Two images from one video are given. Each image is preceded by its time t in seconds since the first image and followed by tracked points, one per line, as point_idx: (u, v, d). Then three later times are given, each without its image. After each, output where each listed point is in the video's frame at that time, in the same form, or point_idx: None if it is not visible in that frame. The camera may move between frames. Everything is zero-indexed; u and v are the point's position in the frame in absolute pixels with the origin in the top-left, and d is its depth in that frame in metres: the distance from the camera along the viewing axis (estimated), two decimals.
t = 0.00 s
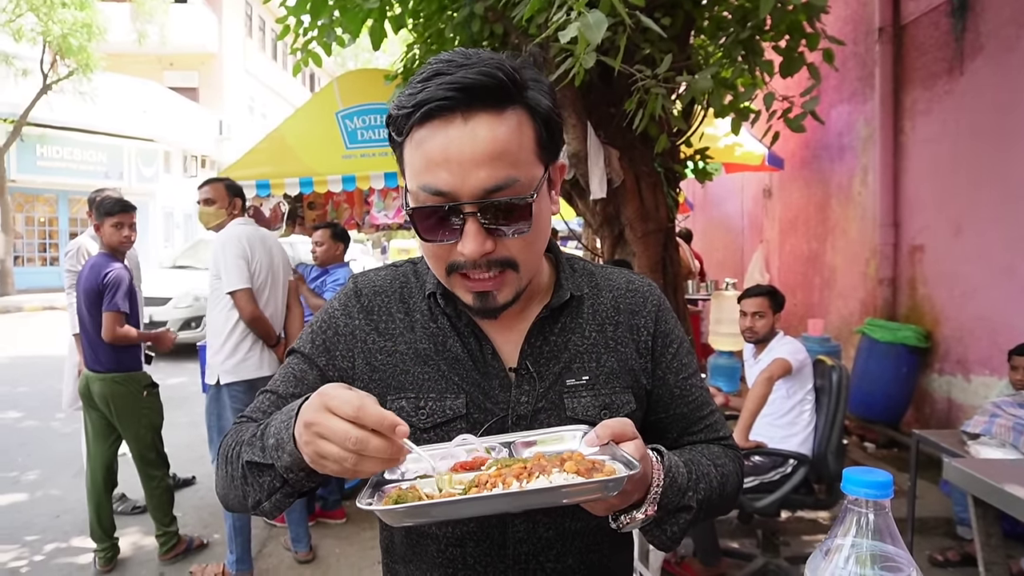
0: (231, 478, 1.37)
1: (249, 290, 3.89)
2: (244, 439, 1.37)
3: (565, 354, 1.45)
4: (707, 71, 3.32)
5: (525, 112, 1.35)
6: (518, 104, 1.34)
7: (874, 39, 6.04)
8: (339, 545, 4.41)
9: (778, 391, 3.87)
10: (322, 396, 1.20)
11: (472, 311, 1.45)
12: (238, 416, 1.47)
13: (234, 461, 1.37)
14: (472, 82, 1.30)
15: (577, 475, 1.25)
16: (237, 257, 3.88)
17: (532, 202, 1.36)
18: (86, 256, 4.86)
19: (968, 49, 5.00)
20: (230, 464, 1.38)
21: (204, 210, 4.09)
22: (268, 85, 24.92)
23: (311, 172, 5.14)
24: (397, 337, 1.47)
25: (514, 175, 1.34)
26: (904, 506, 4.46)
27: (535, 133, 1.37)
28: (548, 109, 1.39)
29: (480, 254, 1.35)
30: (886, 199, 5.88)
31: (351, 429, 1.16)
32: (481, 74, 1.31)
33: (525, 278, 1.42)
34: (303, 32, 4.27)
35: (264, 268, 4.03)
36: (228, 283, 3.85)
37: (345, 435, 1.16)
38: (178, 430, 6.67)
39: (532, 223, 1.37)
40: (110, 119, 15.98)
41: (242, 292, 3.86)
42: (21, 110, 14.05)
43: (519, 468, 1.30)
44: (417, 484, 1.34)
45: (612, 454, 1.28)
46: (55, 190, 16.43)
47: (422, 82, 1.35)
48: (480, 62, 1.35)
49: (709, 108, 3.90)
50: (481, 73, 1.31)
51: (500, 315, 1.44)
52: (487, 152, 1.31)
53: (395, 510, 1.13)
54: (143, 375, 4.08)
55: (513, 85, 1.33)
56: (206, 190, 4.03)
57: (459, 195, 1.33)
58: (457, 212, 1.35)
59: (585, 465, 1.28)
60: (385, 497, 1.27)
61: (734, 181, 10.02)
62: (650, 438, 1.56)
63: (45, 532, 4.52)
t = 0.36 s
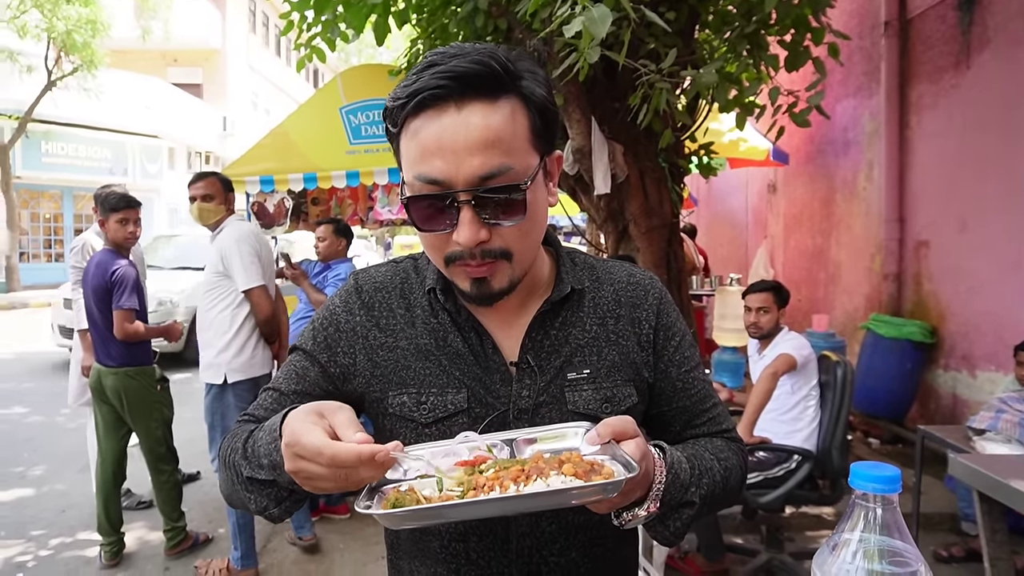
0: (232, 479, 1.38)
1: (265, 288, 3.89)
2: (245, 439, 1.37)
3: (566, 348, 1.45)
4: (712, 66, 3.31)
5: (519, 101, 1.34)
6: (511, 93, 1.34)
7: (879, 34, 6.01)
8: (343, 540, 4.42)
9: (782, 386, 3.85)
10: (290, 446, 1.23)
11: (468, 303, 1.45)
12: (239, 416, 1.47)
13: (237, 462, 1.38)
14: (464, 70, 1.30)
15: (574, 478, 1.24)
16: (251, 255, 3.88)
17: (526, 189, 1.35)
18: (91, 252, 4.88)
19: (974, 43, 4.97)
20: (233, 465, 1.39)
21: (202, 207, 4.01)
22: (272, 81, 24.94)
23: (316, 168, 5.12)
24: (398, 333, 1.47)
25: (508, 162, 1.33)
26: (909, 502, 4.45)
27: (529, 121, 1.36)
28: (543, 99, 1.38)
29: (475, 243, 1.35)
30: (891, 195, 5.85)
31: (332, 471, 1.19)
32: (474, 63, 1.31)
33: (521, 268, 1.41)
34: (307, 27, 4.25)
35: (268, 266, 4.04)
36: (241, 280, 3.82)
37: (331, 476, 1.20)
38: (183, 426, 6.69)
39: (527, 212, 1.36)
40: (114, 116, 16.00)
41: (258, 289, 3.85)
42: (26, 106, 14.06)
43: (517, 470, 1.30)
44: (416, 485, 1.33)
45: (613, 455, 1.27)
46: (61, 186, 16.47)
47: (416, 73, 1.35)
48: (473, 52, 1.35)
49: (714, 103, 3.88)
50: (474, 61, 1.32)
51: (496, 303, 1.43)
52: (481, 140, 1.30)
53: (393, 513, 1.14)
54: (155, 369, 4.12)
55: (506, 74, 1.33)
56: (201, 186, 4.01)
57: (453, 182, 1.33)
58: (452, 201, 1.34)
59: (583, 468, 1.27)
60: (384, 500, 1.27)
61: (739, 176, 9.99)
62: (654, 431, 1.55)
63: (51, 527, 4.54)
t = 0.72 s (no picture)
0: (226, 484, 1.38)
1: (260, 300, 3.93)
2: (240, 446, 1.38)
3: (563, 356, 1.45)
4: (711, 72, 3.32)
5: (513, 108, 1.34)
6: (506, 100, 1.34)
7: (877, 41, 6.03)
8: (341, 546, 4.41)
9: (781, 393, 3.87)
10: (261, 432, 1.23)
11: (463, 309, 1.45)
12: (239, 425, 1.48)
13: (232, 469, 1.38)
14: (457, 78, 1.30)
15: (582, 494, 1.24)
16: (246, 265, 3.90)
17: (517, 196, 1.35)
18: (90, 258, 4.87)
19: (972, 50, 4.99)
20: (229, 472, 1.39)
21: (195, 212, 3.99)
22: (271, 86, 25.00)
23: (314, 173, 5.14)
24: (394, 340, 1.47)
25: (500, 169, 1.33)
26: (908, 509, 4.45)
27: (524, 129, 1.36)
28: (538, 106, 1.38)
29: (466, 249, 1.34)
30: (889, 201, 5.86)
31: (300, 454, 1.20)
32: (467, 71, 1.32)
33: (514, 275, 1.41)
34: (306, 33, 4.26)
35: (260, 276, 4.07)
36: (237, 290, 3.83)
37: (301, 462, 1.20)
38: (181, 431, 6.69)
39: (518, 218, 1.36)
40: (113, 120, 15.98)
41: (254, 301, 3.89)
42: (25, 111, 14.04)
43: (524, 485, 1.29)
44: (419, 493, 1.33)
45: (618, 469, 1.29)
46: (60, 191, 16.46)
47: (411, 79, 1.36)
48: (468, 59, 1.35)
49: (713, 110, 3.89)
50: (467, 69, 1.32)
51: (488, 308, 1.43)
52: (474, 147, 1.31)
53: (398, 525, 1.13)
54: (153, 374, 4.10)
55: (501, 81, 1.34)
56: (194, 190, 3.99)
57: (445, 189, 1.33)
58: (444, 208, 1.34)
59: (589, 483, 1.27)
60: (388, 510, 1.25)
61: (737, 182, 10.01)
62: (653, 439, 1.55)
63: (48, 533, 4.52)
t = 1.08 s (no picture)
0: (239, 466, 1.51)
1: (254, 298, 3.90)
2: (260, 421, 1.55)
3: (568, 354, 1.45)
4: (712, 68, 3.30)
5: (529, 106, 1.34)
6: (522, 96, 1.33)
7: (880, 36, 6.01)
8: (343, 543, 4.41)
9: (783, 389, 3.86)
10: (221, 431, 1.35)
11: (472, 307, 1.45)
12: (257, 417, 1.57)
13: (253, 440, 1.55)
14: (475, 73, 1.30)
15: (598, 491, 1.25)
16: (241, 263, 3.88)
17: (534, 195, 1.35)
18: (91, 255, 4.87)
19: (975, 45, 4.97)
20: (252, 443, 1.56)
21: (189, 209, 3.96)
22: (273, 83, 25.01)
23: (316, 169, 5.11)
24: (394, 337, 1.48)
25: (516, 167, 1.33)
26: (911, 504, 4.45)
27: (538, 127, 1.36)
28: (553, 103, 1.38)
29: (482, 247, 1.34)
30: (892, 197, 5.85)
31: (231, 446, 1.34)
32: (484, 66, 1.31)
33: (529, 273, 1.41)
34: (307, 29, 4.25)
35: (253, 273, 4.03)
36: (231, 289, 3.82)
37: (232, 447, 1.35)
38: (184, 427, 6.70)
39: (535, 217, 1.36)
40: (115, 117, 15.98)
41: (247, 299, 3.86)
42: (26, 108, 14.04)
43: (539, 482, 1.30)
44: (430, 490, 1.34)
45: (632, 466, 1.30)
46: (61, 188, 16.44)
47: (426, 75, 1.35)
48: (484, 55, 1.35)
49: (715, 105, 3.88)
50: (484, 65, 1.32)
51: (503, 309, 1.43)
52: (490, 144, 1.30)
53: (412, 522, 1.12)
54: (151, 371, 4.09)
55: (516, 78, 1.33)
56: (187, 187, 3.97)
57: (461, 186, 1.33)
58: (459, 205, 1.34)
59: (604, 480, 1.28)
60: (399, 507, 1.25)
61: (739, 178, 10.00)
62: (659, 438, 1.54)
63: (51, 528, 4.54)
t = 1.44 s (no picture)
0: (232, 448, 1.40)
1: (256, 293, 3.86)
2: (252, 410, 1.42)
3: (566, 350, 1.44)
4: (712, 66, 3.30)
5: (530, 106, 1.34)
6: (523, 97, 1.33)
7: (879, 35, 6.01)
8: (341, 540, 4.41)
9: (782, 387, 3.85)
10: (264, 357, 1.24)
11: (472, 303, 1.45)
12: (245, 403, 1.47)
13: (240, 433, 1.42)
14: (476, 75, 1.29)
15: (577, 487, 1.25)
16: (242, 259, 3.85)
17: (535, 196, 1.35)
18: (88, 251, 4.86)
19: (974, 44, 4.97)
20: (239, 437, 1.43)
21: (188, 207, 3.96)
22: (271, 80, 24.98)
23: (314, 166, 5.11)
24: (396, 328, 1.47)
25: (518, 168, 1.33)
26: (909, 503, 4.45)
27: (539, 127, 1.36)
28: (553, 103, 1.37)
29: (483, 247, 1.35)
30: (890, 196, 5.85)
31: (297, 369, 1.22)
32: (486, 68, 1.31)
33: (528, 271, 1.41)
34: (306, 26, 4.25)
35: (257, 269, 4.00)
36: (235, 283, 3.80)
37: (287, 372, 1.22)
38: (182, 424, 6.69)
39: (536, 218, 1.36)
40: (113, 113, 15.92)
41: (249, 295, 3.83)
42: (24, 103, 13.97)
43: (518, 477, 1.30)
44: (413, 486, 1.34)
45: (617, 464, 1.28)
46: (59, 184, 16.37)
47: (427, 75, 1.34)
48: (485, 56, 1.34)
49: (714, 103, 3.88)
50: (486, 67, 1.31)
51: (502, 304, 1.42)
52: (492, 145, 1.30)
53: (391, 515, 1.14)
54: (147, 366, 4.09)
55: (518, 78, 1.33)
56: (187, 184, 3.97)
57: (463, 187, 1.33)
58: (461, 206, 1.34)
59: (584, 476, 1.27)
60: (379, 501, 1.25)
61: (738, 177, 10.01)
62: (657, 438, 1.54)
63: (49, 525, 4.53)
